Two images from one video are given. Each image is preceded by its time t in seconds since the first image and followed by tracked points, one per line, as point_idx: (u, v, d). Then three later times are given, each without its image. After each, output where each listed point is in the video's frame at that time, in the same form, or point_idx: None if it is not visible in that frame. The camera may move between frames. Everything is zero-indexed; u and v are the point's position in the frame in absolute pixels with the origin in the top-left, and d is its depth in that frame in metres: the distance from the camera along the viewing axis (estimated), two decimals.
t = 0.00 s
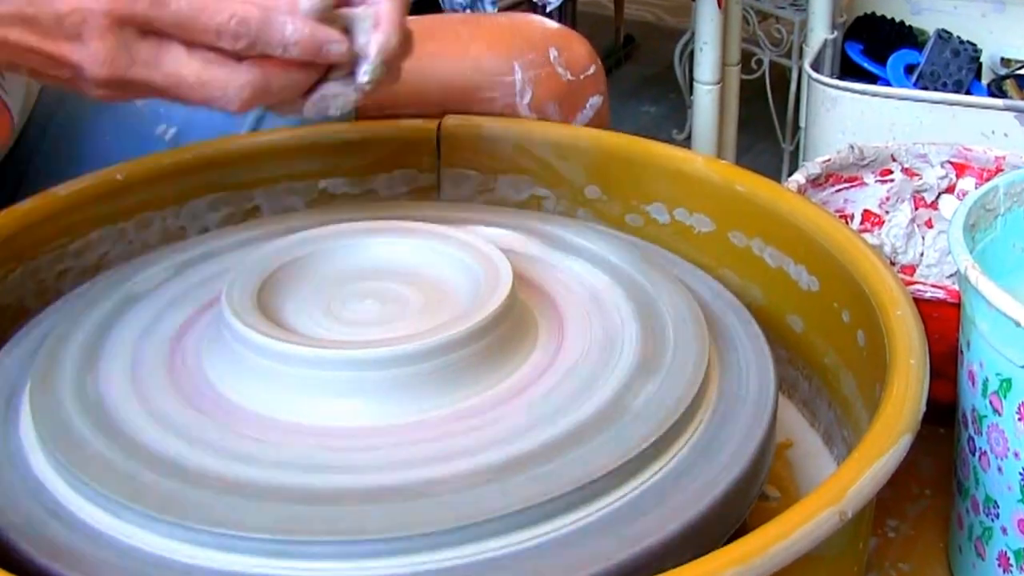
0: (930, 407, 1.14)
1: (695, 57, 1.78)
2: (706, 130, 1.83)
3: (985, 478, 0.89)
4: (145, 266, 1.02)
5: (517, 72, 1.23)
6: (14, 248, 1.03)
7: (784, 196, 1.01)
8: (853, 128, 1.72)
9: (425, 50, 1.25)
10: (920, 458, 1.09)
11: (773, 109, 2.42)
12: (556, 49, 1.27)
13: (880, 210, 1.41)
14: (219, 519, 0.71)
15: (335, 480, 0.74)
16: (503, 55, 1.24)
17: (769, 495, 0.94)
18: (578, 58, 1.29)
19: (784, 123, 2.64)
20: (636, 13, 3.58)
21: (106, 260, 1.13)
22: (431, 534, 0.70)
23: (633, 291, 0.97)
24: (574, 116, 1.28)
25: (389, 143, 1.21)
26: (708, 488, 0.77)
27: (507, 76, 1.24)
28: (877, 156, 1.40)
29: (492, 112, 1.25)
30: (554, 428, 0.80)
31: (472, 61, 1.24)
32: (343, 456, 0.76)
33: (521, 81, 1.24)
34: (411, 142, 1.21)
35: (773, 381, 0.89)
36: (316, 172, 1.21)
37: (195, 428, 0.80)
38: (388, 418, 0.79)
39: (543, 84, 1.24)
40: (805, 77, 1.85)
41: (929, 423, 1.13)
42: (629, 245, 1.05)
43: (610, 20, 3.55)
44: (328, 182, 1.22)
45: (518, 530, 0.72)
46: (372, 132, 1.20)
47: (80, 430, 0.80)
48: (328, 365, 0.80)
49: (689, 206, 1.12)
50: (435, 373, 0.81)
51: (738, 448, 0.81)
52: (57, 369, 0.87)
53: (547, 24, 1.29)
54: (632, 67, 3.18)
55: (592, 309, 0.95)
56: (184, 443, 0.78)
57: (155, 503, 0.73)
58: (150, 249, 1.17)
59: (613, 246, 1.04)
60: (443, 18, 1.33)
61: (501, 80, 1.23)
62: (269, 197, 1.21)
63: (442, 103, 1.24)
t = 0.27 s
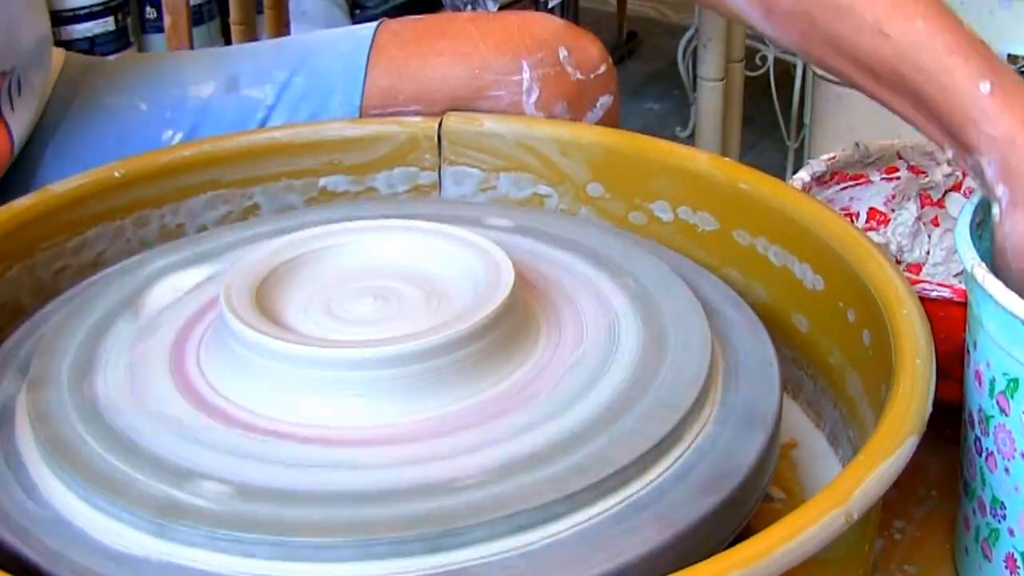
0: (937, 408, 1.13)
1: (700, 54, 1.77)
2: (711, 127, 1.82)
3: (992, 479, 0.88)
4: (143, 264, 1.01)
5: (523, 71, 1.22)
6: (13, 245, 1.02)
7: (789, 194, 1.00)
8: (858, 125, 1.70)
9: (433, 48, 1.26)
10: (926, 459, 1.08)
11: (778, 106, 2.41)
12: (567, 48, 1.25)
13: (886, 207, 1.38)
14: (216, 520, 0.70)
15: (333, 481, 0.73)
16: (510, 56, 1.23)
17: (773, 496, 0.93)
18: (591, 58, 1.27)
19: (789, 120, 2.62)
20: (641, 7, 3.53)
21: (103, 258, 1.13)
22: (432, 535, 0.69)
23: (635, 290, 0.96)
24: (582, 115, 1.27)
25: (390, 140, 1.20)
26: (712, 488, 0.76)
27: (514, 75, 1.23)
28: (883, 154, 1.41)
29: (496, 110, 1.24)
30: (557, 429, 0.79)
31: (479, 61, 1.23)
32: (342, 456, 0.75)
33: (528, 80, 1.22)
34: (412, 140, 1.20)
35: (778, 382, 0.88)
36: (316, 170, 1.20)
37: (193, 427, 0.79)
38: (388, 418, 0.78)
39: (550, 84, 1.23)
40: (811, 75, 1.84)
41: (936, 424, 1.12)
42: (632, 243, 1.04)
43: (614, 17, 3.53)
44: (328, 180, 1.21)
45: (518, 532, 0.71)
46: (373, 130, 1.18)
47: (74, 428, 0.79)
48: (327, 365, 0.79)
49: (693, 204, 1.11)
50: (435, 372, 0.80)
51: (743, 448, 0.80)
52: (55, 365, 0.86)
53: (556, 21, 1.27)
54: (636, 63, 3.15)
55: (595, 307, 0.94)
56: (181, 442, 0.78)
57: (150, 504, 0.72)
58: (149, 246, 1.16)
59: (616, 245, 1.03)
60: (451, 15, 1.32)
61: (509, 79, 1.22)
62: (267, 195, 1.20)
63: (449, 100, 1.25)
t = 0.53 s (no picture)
0: (942, 408, 1.12)
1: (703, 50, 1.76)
2: (714, 125, 1.81)
3: (999, 480, 0.87)
4: (141, 262, 1.00)
5: (524, 67, 1.20)
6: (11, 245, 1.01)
7: (794, 192, 0.99)
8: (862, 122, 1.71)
9: (430, 43, 1.24)
10: (931, 460, 1.07)
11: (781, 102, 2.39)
12: (566, 40, 1.23)
13: (891, 206, 1.39)
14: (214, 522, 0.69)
15: (333, 483, 0.72)
16: (510, 51, 1.21)
17: (777, 497, 0.92)
18: (591, 50, 1.25)
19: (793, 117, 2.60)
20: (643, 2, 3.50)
21: (101, 257, 1.12)
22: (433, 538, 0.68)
23: (638, 288, 0.95)
24: (583, 109, 1.25)
25: (389, 138, 1.19)
26: (715, 489, 0.75)
27: (512, 71, 1.21)
28: (888, 152, 1.40)
29: (497, 107, 1.23)
30: (559, 429, 0.78)
31: (478, 56, 1.21)
32: (342, 458, 0.74)
33: (527, 75, 1.20)
34: (411, 138, 1.19)
35: (782, 381, 0.87)
36: (316, 168, 1.19)
37: (191, 427, 0.78)
38: (389, 419, 0.77)
39: (551, 79, 1.21)
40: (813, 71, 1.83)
41: (941, 424, 1.11)
42: (633, 242, 1.04)
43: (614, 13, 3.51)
44: (328, 177, 1.20)
45: (520, 534, 0.70)
46: (372, 127, 1.18)
47: (71, 428, 0.78)
48: (328, 365, 0.78)
49: (697, 203, 1.10)
50: (436, 371, 0.79)
51: (747, 448, 0.79)
52: (52, 364, 0.86)
53: (556, 12, 1.25)
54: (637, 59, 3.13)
55: (598, 307, 0.93)
56: (179, 442, 0.77)
57: (147, 505, 0.71)
58: (147, 245, 1.15)
59: (618, 244, 1.03)
60: (448, 6, 1.29)
61: (507, 75, 1.21)
62: (266, 193, 1.19)
63: (448, 97, 1.24)
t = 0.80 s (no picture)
0: (947, 409, 1.11)
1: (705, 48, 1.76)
2: (717, 123, 1.80)
3: (1004, 481, 0.86)
4: (140, 261, 1.00)
5: (524, 63, 1.20)
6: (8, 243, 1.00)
7: (798, 191, 0.99)
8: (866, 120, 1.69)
9: (429, 40, 1.23)
10: (936, 461, 1.07)
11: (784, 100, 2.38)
12: (567, 36, 1.22)
13: (895, 205, 1.38)
14: (212, 522, 0.69)
15: (333, 484, 0.72)
16: (510, 47, 1.20)
17: (781, 498, 0.91)
18: (591, 45, 1.25)
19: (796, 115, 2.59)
20: None
21: (99, 255, 1.11)
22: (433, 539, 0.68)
23: (640, 287, 0.94)
24: (584, 106, 1.24)
25: (389, 137, 1.19)
26: (718, 489, 0.75)
27: (512, 68, 1.20)
28: (892, 150, 1.40)
29: (497, 104, 1.22)
30: (561, 428, 0.77)
31: (477, 52, 1.21)
32: (341, 458, 0.74)
33: (528, 71, 1.20)
34: (412, 136, 1.19)
35: (785, 381, 0.86)
36: (316, 166, 1.19)
37: (189, 426, 0.78)
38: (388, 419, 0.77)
39: (551, 75, 1.21)
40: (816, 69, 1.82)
41: (946, 424, 1.11)
42: (635, 241, 1.03)
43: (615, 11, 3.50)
44: (328, 175, 1.20)
45: (521, 535, 0.69)
46: (372, 125, 1.17)
47: (67, 427, 0.78)
48: (327, 364, 0.78)
49: (700, 201, 1.09)
50: (438, 371, 0.79)
51: (750, 448, 0.78)
52: (49, 362, 0.85)
53: (556, 8, 1.25)
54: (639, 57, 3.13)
55: (599, 305, 0.92)
56: (178, 443, 0.76)
57: (144, 505, 0.70)
58: (146, 243, 1.15)
59: (621, 242, 1.02)
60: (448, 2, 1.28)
61: (507, 71, 1.20)
62: (266, 191, 1.18)
63: (448, 95, 1.22)
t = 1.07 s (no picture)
0: (951, 408, 1.10)
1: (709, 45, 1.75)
2: (719, 121, 1.80)
3: (1008, 481, 0.85)
4: (139, 259, 0.99)
5: (524, 59, 1.19)
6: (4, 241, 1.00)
7: (801, 189, 0.98)
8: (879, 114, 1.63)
9: (429, 35, 1.21)
10: (940, 461, 1.06)
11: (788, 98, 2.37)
12: (566, 32, 1.22)
13: (899, 203, 1.37)
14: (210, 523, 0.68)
15: (332, 485, 0.71)
16: (510, 43, 1.19)
17: (783, 499, 0.91)
18: (591, 41, 1.25)
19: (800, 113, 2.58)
20: None
21: (99, 254, 1.11)
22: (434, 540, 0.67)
23: (641, 285, 0.94)
24: (585, 103, 1.24)
25: (389, 135, 1.18)
26: (720, 490, 0.74)
27: (512, 64, 1.20)
28: (895, 148, 1.39)
29: (498, 101, 1.22)
30: (562, 428, 0.76)
31: (477, 49, 1.20)
32: (340, 459, 0.73)
33: (528, 67, 1.20)
34: (412, 134, 1.18)
35: (787, 380, 0.86)
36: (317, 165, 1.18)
37: (187, 426, 0.77)
38: (388, 419, 0.76)
39: (551, 70, 1.20)
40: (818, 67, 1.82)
41: (950, 425, 1.10)
42: (638, 239, 1.02)
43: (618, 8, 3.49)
44: (328, 174, 1.19)
45: (522, 536, 0.69)
46: (372, 124, 1.17)
47: (63, 426, 0.77)
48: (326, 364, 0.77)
49: (702, 200, 1.08)
50: (438, 371, 0.78)
51: (752, 449, 0.78)
52: (46, 361, 0.85)
53: (556, 6, 1.25)
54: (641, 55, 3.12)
55: (600, 304, 0.91)
56: (175, 443, 0.76)
57: (141, 505, 0.70)
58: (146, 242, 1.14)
59: (621, 241, 1.01)
60: None
61: (507, 67, 1.20)
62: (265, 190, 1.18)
63: (448, 92, 1.22)
